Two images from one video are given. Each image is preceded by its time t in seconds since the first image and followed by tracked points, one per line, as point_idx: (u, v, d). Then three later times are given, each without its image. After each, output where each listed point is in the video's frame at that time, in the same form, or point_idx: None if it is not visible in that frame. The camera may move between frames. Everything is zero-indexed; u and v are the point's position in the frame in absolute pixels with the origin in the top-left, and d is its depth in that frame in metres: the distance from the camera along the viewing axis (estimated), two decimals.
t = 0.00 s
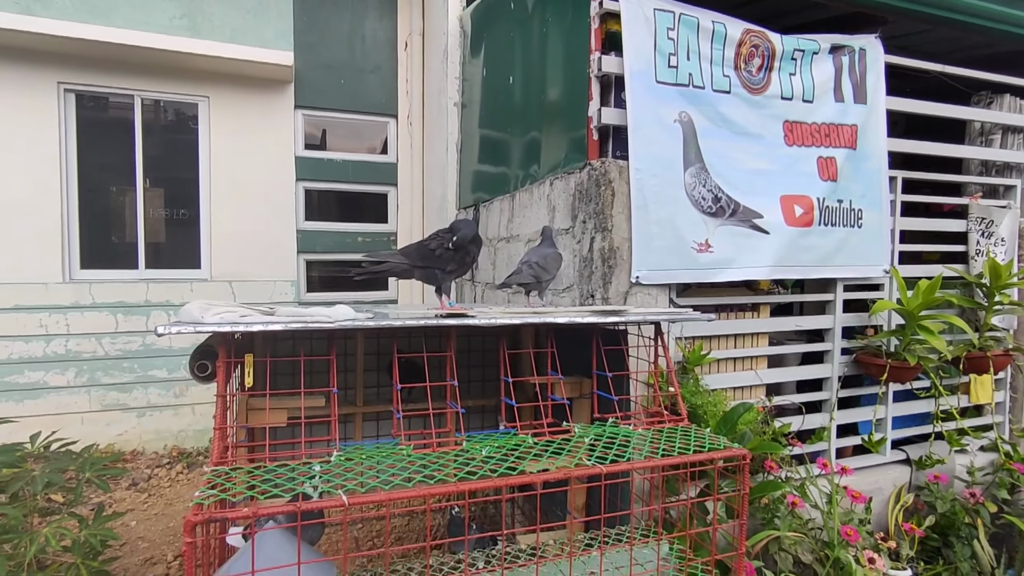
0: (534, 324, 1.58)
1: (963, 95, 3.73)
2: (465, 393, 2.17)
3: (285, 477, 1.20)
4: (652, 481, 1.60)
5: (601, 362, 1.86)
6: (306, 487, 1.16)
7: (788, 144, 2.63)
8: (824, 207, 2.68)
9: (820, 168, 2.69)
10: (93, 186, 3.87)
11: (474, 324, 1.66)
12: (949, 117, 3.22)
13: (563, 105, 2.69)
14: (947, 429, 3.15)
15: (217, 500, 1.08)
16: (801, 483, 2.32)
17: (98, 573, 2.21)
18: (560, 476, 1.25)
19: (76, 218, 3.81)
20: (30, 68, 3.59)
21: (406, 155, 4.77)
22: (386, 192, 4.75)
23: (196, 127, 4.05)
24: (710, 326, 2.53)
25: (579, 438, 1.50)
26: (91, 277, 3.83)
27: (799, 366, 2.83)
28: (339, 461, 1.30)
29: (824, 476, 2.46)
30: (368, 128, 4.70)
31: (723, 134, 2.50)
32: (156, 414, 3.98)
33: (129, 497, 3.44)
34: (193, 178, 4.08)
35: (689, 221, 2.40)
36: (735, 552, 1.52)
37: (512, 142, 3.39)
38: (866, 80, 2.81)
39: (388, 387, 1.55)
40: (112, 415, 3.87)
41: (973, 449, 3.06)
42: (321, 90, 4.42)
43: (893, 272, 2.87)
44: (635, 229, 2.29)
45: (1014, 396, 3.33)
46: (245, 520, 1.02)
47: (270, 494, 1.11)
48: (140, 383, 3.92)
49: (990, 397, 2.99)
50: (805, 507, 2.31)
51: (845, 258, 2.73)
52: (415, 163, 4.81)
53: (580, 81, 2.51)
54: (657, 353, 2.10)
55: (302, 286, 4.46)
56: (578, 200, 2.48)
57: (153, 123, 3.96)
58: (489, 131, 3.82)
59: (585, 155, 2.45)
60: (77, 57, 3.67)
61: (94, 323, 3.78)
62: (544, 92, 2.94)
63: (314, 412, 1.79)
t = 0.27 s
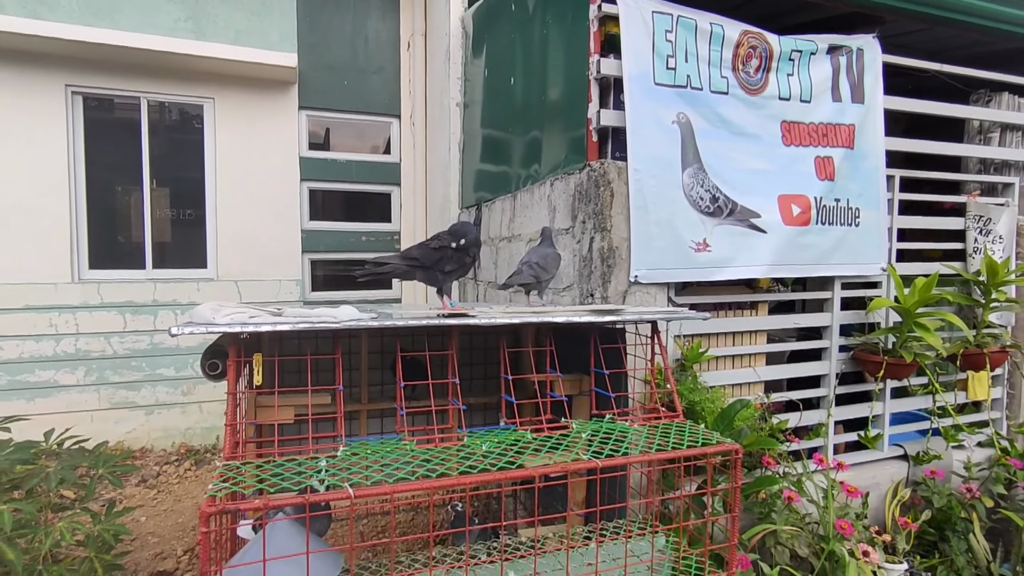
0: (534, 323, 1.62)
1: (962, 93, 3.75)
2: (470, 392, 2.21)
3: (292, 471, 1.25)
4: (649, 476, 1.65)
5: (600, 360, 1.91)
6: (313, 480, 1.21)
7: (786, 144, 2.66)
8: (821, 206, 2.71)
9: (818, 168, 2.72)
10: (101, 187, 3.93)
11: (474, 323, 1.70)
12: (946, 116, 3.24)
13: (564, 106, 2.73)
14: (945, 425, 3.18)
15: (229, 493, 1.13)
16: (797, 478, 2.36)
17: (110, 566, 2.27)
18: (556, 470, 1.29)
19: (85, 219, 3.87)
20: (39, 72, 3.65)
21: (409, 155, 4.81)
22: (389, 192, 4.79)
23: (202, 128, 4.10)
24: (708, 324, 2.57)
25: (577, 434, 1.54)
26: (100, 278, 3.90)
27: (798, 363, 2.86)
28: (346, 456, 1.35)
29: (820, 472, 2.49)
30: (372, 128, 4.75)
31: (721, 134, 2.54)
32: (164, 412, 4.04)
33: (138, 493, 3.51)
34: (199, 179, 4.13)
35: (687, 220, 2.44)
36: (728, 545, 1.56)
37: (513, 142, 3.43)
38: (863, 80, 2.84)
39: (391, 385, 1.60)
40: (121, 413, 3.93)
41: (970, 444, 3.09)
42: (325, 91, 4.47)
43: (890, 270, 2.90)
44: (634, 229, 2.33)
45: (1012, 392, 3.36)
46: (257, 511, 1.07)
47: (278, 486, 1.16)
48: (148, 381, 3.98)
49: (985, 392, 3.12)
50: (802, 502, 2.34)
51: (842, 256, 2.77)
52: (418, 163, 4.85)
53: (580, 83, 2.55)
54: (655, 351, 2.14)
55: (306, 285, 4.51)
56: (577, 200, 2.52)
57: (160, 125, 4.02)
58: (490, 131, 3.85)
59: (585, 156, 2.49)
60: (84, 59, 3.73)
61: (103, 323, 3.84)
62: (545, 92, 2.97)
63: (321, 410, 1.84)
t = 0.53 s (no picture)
0: (531, 323, 1.66)
1: (962, 92, 3.76)
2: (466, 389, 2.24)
3: (293, 467, 1.29)
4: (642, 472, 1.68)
5: (596, 358, 1.94)
6: (314, 475, 1.25)
7: (783, 144, 2.69)
8: (818, 206, 2.73)
9: (815, 168, 2.74)
10: (108, 188, 3.98)
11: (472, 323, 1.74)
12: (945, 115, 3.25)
13: (563, 107, 2.76)
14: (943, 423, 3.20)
15: (233, 487, 1.17)
16: (793, 475, 2.38)
17: (118, 561, 2.31)
18: (549, 465, 1.32)
19: (91, 220, 3.92)
20: (46, 74, 3.70)
21: (412, 155, 4.85)
22: (392, 193, 4.83)
23: (207, 130, 4.15)
24: (706, 322, 2.59)
25: (571, 430, 1.58)
26: (106, 278, 3.95)
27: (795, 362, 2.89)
28: (346, 452, 1.39)
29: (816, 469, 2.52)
30: (374, 129, 4.79)
31: (718, 135, 2.56)
32: (170, 411, 4.09)
33: (144, 490, 3.56)
34: (204, 180, 4.18)
35: (684, 220, 2.47)
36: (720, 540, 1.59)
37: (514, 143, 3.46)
38: (860, 80, 2.86)
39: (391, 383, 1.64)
40: (127, 411, 3.99)
41: (968, 442, 3.11)
42: (328, 92, 4.50)
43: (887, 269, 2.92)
44: (631, 229, 2.36)
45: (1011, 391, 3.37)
46: (259, 505, 1.11)
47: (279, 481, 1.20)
48: (155, 380, 4.04)
49: (984, 390, 3.09)
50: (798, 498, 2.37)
51: (839, 255, 2.79)
52: (420, 163, 4.88)
53: (579, 85, 2.58)
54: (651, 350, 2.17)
55: (310, 284, 4.55)
56: (576, 201, 2.55)
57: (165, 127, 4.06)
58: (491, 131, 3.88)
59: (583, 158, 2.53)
60: (91, 62, 3.78)
61: (110, 322, 3.89)
62: (545, 94, 3.00)
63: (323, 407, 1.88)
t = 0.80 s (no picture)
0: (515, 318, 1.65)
1: (962, 86, 3.72)
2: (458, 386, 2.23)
3: (269, 462, 1.28)
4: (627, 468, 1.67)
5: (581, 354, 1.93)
6: (290, 471, 1.25)
7: (777, 139, 2.67)
8: (813, 201, 2.71)
9: (809, 163, 2.72)
10: (105, 187, 3.98)
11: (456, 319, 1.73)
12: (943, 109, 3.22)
13: (555, 102, 2.74)
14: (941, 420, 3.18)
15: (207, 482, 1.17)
16: (787, 471, 2.37)
17: (112, 558, 2.31)
18: (528, 460, 1.31)
19: (89, 219, 3.93)
20: (43, 74, 3.71)
21: (409, 153, 4.84)
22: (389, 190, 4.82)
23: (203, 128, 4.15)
24: (699, 318, 2.58)
25: (556, 425, 1.57)
26: (105, 276, 3.96)
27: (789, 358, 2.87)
28: (325, 448, 1.38)
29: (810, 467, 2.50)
30: (371, 127, 4.78)
31: (711, 130, 2.54)
32: (168, 408, 4.10)
33: (143, 488, 3.57)
34: (201, 178, 4.18)
35: (676, 216, 2.45)
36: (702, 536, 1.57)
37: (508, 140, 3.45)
38: (856, 74, 2.83)
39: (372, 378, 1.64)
40: (126, 409, 4.00)
41: (966, 438, 3.09)
42: (324, 90, 4.50)
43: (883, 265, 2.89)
44: (622, 225, 2.34)
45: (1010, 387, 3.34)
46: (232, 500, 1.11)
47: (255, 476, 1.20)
48: (153, 378, 4.05)
49: (983, 386, 3.08)
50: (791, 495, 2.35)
51: (833, 251, 2.77)
52: (417, 161, 4.87)
53: (570, 80, 2.56)
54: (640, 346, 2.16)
55: (308, 282, 4.56)
56: (567, 196, 2.54)
57: (162, 125, 4.06)
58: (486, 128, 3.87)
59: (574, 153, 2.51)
60: (89, 62, 3.79)
61: (108, 321, 3.90)
62: (538, 89, 2.99)
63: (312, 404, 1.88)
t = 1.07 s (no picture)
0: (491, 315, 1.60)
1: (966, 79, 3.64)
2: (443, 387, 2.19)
3: (230, 463, 1.25)
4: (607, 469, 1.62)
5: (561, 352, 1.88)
6: (251, 471, 1.22)
7: (772, 132, 2.61)
8: (809, 196, 2.65)
9: (805, 157, 2.66)
10: (100, 186, 3.97)
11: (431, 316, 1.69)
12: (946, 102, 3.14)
13: (546, 96, 2.69)
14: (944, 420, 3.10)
15: (162, 483, 1.14)
16: (782, 473, 2.31)
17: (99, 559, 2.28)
18: (498, 462, 1.26)
19: (85, 217, 3.92)
20: (37, 73, 3.69)
21: (406, 150, 4.79)
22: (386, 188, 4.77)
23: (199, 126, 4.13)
24: (692, 316, 2.52)
25: (533, 426, 1.53)
26: (100, 275, 3.94)
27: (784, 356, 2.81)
28: (289, 448, 1.34)
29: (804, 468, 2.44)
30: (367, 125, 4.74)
31: (704, 123, 2.49)
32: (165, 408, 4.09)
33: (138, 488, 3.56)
34: (197, 177, 4.15)
35: (668, 211, 2.39)
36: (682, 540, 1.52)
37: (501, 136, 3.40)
38: (854, 66, 2.77)
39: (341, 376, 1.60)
40: (122, 408, 3.98)
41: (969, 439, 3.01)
42: (320, 88, 4.46)
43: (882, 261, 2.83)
44: (611, 220, 2.29)
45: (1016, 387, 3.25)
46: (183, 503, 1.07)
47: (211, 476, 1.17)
48: (149, 377, 4.03)
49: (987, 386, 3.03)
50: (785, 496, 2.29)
51: (830, 247, 2.70)
52: (414, 158, 4.83)
53: (560, 73, 2.51)
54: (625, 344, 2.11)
55: (304, 281, 4.53)
56: (556, 192, 2.50)
57: (157, 124, 4.04)
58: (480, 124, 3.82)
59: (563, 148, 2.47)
60: (83, 61, 3.77)
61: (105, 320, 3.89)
62: (530, 84, 2.93)
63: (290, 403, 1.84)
